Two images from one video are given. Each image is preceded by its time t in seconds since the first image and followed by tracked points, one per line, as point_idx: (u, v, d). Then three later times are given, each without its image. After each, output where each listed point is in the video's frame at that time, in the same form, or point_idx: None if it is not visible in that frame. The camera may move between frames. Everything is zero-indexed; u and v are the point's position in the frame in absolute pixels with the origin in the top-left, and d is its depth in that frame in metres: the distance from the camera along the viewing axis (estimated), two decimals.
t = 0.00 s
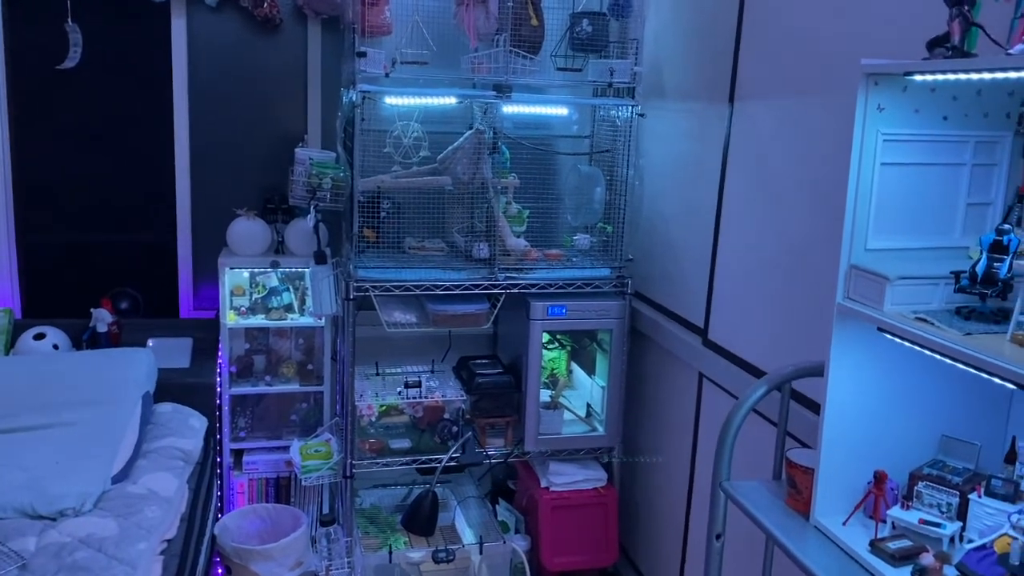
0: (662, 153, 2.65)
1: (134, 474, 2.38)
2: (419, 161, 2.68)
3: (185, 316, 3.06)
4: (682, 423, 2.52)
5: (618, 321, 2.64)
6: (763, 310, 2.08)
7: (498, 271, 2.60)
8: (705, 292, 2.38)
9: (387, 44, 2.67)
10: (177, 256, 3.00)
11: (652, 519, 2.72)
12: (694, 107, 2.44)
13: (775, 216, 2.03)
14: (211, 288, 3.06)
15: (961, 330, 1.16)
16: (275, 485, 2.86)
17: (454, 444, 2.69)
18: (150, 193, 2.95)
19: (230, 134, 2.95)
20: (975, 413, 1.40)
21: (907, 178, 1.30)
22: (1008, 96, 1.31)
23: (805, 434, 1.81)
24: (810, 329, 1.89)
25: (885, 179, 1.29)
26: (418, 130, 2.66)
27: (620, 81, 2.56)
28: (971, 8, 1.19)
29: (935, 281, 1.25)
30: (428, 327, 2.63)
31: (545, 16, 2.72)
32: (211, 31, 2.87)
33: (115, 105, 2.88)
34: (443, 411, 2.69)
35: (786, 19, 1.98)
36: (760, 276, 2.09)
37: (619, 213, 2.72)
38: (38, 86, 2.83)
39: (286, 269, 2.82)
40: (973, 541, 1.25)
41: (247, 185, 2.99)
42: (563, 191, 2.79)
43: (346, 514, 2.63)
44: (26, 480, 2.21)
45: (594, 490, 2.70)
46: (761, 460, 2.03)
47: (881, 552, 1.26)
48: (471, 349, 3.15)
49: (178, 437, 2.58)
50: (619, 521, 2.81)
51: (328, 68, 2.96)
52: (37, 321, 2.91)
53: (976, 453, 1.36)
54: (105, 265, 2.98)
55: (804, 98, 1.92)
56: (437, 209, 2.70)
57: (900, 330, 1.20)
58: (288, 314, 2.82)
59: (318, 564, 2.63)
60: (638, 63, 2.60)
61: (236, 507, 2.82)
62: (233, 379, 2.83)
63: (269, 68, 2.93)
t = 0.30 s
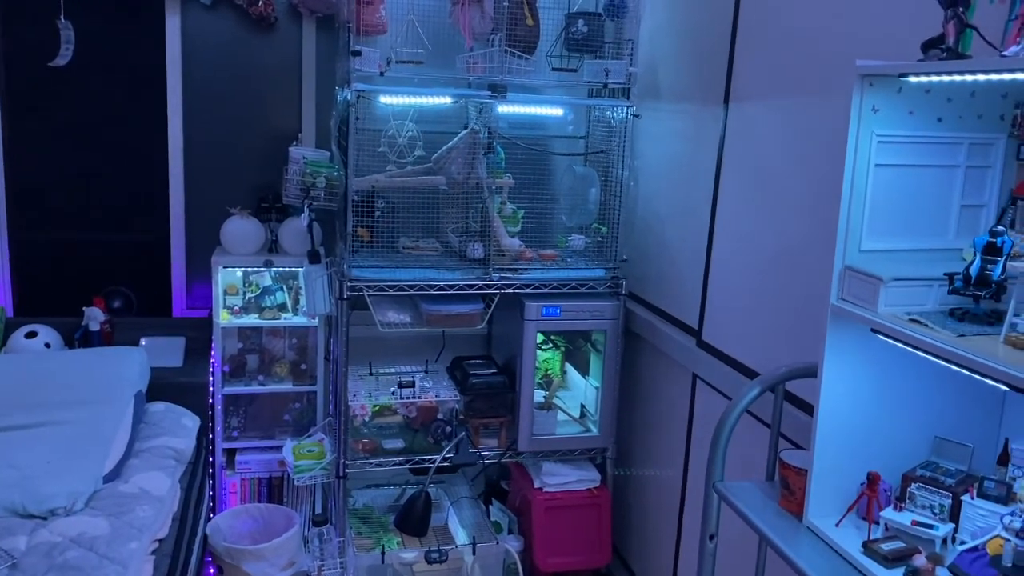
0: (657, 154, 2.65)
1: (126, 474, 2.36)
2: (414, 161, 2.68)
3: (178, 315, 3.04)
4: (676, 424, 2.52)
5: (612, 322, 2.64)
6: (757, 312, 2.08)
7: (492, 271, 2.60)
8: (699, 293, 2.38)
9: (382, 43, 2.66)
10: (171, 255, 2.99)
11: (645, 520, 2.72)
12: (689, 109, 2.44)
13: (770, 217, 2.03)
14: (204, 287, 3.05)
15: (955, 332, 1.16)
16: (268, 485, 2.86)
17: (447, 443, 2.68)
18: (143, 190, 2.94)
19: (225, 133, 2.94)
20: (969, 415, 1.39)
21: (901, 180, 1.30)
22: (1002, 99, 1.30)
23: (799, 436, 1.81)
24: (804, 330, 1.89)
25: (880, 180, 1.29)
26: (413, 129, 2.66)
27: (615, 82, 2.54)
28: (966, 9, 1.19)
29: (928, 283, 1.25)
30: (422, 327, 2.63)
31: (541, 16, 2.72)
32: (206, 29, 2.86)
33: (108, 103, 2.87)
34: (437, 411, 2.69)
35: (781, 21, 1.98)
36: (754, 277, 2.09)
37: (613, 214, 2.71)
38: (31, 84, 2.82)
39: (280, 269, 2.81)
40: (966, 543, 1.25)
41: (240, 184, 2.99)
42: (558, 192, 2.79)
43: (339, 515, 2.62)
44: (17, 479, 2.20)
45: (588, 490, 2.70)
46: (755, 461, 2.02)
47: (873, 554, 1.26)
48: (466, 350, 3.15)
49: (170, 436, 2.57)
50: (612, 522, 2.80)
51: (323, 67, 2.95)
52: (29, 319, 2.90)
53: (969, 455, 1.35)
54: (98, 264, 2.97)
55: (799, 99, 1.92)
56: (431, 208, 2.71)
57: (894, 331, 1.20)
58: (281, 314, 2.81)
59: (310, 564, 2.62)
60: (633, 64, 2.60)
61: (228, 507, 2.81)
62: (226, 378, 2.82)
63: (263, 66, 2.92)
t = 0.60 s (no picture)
0: (657, 156, 2.66)
1: (126, 474, 2.36)
2: (415, 162, 2.67)
3: (178, 315, 3.04)
4: (676, 426, 2.52)
5: (612, 323, 2.65)
6: (757, 314, 2.08)
7: (493, 272, 2.61)
8: (699, 294, 2.38)
9: (383, 44, 2.67)
10: (171, 255, 2.99)
11: (645, 521, 2.72)
12: (689, 111, 2.45)
13: (770, 219, 2.03)
14: (204, 287, 3.04)
15: (957, 333, 1.17)
16: (267, 485, 2.85)
17: (447, 445, 2.69)
18: (144, 190, 2.94)
19: (226, 133, 2.94)
20: (971, 417, 1.40)
21: (903, 181, 1.31)
22: (1004, 102, 1.31)
23: (799, 437, 1.81)
24: (804, 332, 1.90)
25: (882, 182, 1.29)
26: (414, 130, 2.66)
27: (615, 83, 2.57)
28: (969, 12, 1.20)
29: (930, 284, 1.25)
30: (423, 328, 2.63)
31: (542, 17, 2.72)
32: (207, 30, 2.86)
33: (109, 102, 2.87)
34: (437, 412, 2.68)
35: (782, 23, 1.99)
36: (755, 279, 2.09)
37: (614, 215, 2.71)
38: (32, 84, 2.82)
39: (280, 269, 2.81)
40: (968, 543, 1.25)
41: (241, 185, 2.99)
42: (558, 193, 2.79)
43: (339, 515, 2.62)
44: (17, 478, 2.20)
45: (587, 492, 2.70)
46: (755, 462, 2.03)
47: (875, 554, 1.27)
48: (465, 351, 3.15)
49: (171, 436, 2.57)
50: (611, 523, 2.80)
51: (324, 67, 2.95)
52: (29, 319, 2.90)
53: (970, 457, 1.36)
54: (98, 264, 2.97)
55: (799, 101, 1.93)
56: (432, 210, 2.69)
57: (897, 332, 1.20)
58: (282, 315, 2.81)
59: (309, 565, 2.62)
60: (634, 66, 2.61)
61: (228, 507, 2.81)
62: (226, 379, 2.82)
63: (264, 67, 2.93)
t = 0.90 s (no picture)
0: (658, 160, 2.66)
1: (127, 476, 2.36)
2: (416, 165, 2.67)
3: (178, 317, 3.04)
4: (677, 430, 2.52)
5: (613, 327, 2.64)
6: (759, 318, 2.08)
7: (494, 276, 2.60)
8: (700, 298, 2.38)
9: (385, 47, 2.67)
10: (172, 257, 2.99)
11: (644, 525, 2.72)
12: (691, 115, 2.45)
13: (772, 223, 2.03)
14: (204, 289, 3.04)
15: (961, 338, 1.16)
16: (267, 488, 2.85)
17: (447, 448, 2.67)
18: (144, 193, 2.94)
19: (228, 136, 2.94)
20: (974, 421, 1.40)
21: (907, 186, 1.30)
22: (1008, 106, 1.31)
23: (801, 441, 1.81)
24: (806, 336, 1.90)
25: (886, 186, 1.29)
26: (416, 134, 2.67)
27: (617, 87, 2.58)
28: (974, 17, 1.20)
29: (934, 289, 1.25)
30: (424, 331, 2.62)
31: (544, 21, 2.72)
32: (209, 32, 2.86)
33: (110, 104, 2.87)
34: (437, 415, 2.68)
35: (784, 28, 1.99)
36: (756, 283, 2.09)
37: (615, 219, 2.70)
38: (33, 85, 2.82)
39: (281, 272, 2.81)
40: (971, 549, 1.25)
41: (242, 187, 2.98)
42: (559, 197, 2.79)
43: (339, 518, 2.62)
44: (17, 480, 2.19)
45: (587, 496, 2.69)
46: (757, 467, 2.02)
47: (878, 559, 1.26)
48: (466, 354, 3.15)
49: (171, 439, 2.57)
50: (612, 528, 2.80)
51: (326, 70, 2.95)
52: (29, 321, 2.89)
53: (974, 462, 1.35)
54: (98, 266, 2.97)
55: (801, 106, 1.93)
56: (433, 213, 2.70)
57: (900, 337, 1.20)
58: (282, 318, 2.81)
59: (309, 568, 2.61)
60: (636, 70, 2.62)
61: (227, 510, 2.80)
62: (226, 382, 2.81)
63: (266, 70, 2.93)
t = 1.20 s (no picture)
0: (662, 168, 2.66)
1: (131, 484, 2.35)
2: (421, 172, 2.67)
3: (183, 324, 3.05)
4: (682, 439, 2.51)
5: (617, 334, 2.63)
6: (764, 326, 2.08)
7: (498, 283, 2.59)
8: (705, 307, 2.38)
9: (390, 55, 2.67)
10: (176, 264, 2.99)
11: (649, 534, 2.71)
12: (696, 123, 2.45)
13: (777, 232, 2.03)
14: (209, 297, 3.05)
15: (968, 348, 1.16)
16: (271, 495, 2.84)
17: (451, 456, 2.68)
18: (150, 200, 2.94)
19: (233, 143, 2.95)
20: (983, 432, 1.39)
21: (914, 196, 1.30)
22: (1014, 115, 1.31)
23: (808, 450, 1.80)
24: (812, 345, 1.89)
25: (893, 196, 1.29)
26: (420, 141, 2.66)
27: (622, 94, 2.58)
28: (980, 27, 1.20)
29: (941, 299, 1.25)
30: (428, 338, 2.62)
31: (548, 28, 2.73)
32: (214, 40, 2.87)
33: (115, 111, 2.87)
34: (441, 423, 2.68)
35: (789, 36, 1.99)
36: (762, 291, 2.09)
37: (619, 226, 2.72)
38: (39, 93, 2.83)
39: (286, 279, 2.82)
40: (979, 560, 1.24)
41: (247, 194, 2.99)
42: (563, 204, 2.79)
43: (343, 526, 2.61)
44: (21, 487, 2.18)
45: (591, 504, 2.69)
46: (763, 476, 2.02)
47: (885, 570, 1.26)
48: (470, 361, 3.14)
49: (175, 446, 2.57)
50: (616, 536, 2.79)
51: (331, 77, 2.96)
52: (33, 328, 2.89)
53: (982, 472, 1.35)
54: (103, 273, 2.98)
55: (806, 114, 1.92)
56: (437, 220, 2.69)
57: (907, 347, 1.20)
58: (287, 325, 2.80)
59: None
60: (640, 77, 2.62)
61: (231, 518, 2.80)
62: (230, 389, 2.81)
63: (270, 77, 2.94)
